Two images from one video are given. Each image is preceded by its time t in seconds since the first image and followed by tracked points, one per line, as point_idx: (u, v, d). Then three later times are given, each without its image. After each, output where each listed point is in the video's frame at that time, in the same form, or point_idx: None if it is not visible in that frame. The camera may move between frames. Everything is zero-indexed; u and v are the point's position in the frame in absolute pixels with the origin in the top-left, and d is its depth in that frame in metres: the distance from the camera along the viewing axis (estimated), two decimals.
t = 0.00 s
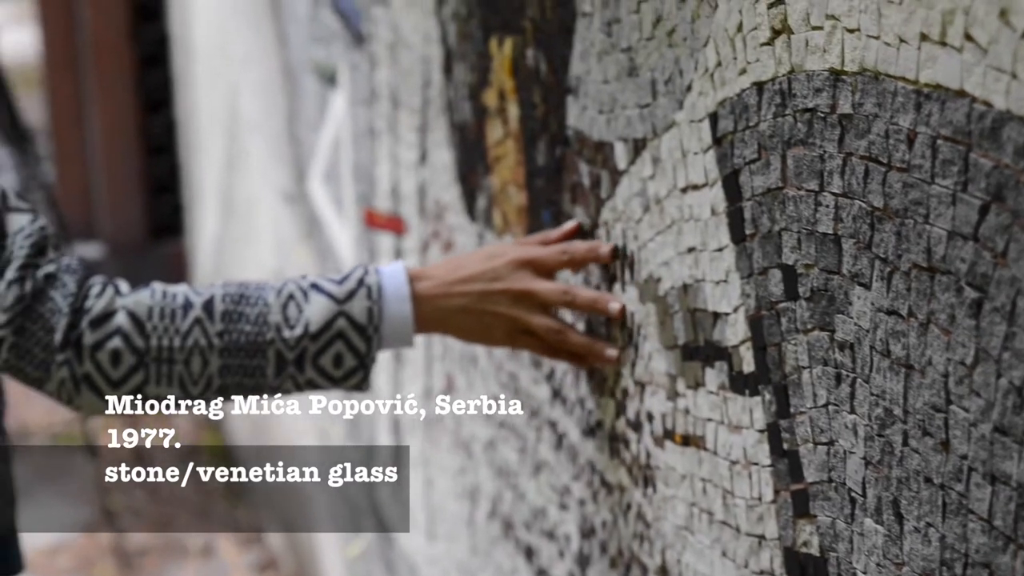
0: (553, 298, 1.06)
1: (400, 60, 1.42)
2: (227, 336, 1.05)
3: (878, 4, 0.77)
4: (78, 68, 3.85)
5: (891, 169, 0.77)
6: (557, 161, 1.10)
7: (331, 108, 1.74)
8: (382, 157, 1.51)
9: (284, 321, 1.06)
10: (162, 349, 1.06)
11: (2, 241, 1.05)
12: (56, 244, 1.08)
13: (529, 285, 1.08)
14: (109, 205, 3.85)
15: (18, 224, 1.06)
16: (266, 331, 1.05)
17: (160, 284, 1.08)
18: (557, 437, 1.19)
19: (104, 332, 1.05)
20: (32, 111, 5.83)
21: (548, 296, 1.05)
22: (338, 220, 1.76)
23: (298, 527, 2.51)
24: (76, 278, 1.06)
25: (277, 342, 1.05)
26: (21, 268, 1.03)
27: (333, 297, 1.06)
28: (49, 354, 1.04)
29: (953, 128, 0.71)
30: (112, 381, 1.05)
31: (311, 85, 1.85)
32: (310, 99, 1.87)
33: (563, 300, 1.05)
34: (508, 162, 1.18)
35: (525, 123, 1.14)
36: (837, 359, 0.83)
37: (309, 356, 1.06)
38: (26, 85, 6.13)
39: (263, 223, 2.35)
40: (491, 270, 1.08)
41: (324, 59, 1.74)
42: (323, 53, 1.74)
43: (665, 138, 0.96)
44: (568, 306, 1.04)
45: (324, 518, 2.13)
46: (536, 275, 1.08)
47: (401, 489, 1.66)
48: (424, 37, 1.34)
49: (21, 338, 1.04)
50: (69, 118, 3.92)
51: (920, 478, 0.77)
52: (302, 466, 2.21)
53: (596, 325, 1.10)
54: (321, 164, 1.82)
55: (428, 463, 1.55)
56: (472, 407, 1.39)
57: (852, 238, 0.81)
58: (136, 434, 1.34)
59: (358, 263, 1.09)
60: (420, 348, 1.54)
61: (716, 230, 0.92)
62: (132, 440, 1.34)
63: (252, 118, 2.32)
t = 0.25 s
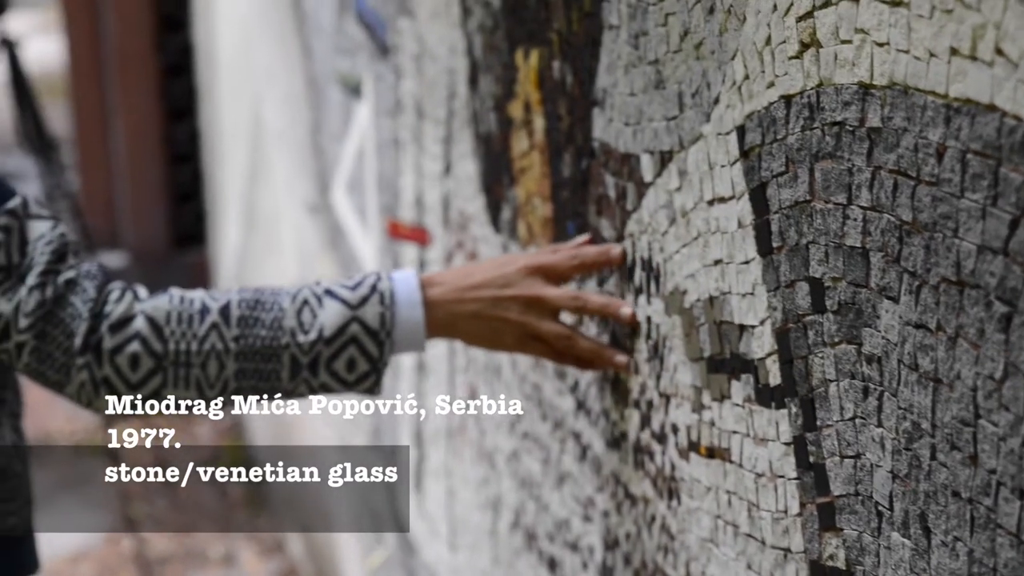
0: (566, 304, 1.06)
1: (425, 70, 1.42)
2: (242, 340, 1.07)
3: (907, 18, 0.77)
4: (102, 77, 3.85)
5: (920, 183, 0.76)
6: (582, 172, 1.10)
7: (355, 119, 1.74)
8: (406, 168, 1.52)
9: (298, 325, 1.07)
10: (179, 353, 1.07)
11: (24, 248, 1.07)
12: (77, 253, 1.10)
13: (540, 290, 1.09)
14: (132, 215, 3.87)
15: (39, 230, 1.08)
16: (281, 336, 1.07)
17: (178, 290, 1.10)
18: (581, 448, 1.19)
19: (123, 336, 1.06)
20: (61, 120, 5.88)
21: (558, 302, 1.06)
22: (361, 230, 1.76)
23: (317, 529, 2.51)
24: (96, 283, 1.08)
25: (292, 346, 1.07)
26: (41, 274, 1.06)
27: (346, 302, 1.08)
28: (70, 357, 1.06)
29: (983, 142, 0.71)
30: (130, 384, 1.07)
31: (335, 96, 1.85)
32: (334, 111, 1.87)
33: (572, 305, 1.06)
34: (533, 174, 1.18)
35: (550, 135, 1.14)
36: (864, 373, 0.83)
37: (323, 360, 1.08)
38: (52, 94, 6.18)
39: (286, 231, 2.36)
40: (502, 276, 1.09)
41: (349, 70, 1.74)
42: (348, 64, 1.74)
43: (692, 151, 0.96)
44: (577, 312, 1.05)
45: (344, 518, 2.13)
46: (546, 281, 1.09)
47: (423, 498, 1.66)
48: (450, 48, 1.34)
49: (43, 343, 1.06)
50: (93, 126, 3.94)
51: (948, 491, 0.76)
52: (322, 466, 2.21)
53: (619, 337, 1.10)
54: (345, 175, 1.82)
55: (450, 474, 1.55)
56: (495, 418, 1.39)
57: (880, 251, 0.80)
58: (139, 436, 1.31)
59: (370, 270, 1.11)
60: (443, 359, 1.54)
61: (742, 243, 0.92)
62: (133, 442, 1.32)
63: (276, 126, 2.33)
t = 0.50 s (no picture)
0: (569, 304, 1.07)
1: (440, 75, 1.42)
2: (250, 335, 1.07)
3: (926, 24, 0.76)
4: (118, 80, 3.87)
5: (938, 189, 0.76)
6: (598, 177, 1.10)
7: (369, 123, 1.74)
8: (421, 172, 1.52)
9: (306, 322, 1.07)
10: (187, 347, 1.07)
11: (35, 245, 1.08)
12: (89, 253, 1.11)
13: (542, 292, 1.09)
14: (144, 219, 3.90)
15: (50, 228, 1.09)
16: (288, 332, 1.07)
17: (187, 286, 1.10)
18: (595, 453, 1.19)
19: (133, 330, 1.07)
20: (77, 125, 5.89)
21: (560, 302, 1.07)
22: (375, 235, 1.76)
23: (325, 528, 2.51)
24: (106, 278, 1.08)
25: (299, 343, 1.07)
26: (53, 269, 1.06)
27: (352, 300, 1.08)
28: (80, 350, 1.06)
29: (1002, 148, 0.71)
30: (140, 378, 1.07)
31: (349, 101, 1.86)
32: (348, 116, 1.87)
33: (574, 305, 1.07)
34: (548, 178, 1.18)
35: (566, 139, 1.14)
36: (881, 379, 0.82)
37: (329, 357, 1.07)
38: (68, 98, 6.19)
39: (300, 234, 2.36)
40: (505, 278, 1.10)
41: (364, 75, 1.74)
42: (363, 69, 1.74)
43: (709, 156, 0.96)
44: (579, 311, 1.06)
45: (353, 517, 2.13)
46: (548, 283, 1.09)
47: (435, 503, 1.66)
48: (465, 53, 1.35)
49: (54, 337, 1.06)
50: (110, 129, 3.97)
51: (965, 498, 0.76)
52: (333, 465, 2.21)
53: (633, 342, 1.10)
54: (359, 180, 1.83)
55: (463, 478, 1.55)
56: (508, 422, 1.39)
57: (897, 257, 0.80)
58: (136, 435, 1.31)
59: (376, 271, 1.11)
60: (457, 363, 1.54)
61: (759, 247, 0.92)
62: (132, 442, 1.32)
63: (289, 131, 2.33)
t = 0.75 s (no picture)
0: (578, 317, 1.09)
1: (461, 84, 1.42)
2: (264, 340, 1.07)
3: (950, 36, 0.76)
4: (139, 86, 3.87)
5: (963, 201, 0.75)
6: (620, 187, 1.10)
7: (389, 131, 1.75)
8: (441, 181, 1.52)
9: (319, 329, 1.07)
10: (203, 351, 1.07)
11: (55, 248, 1.08)
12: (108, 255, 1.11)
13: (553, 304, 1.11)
14: (163, 226, 3.89)
15: (69, 231, 1.09)
16: (302, 338, 1.07)
17: (205, 291, 1.10)
18: (617, 463, 1.19)
19: (150, 331, 1.06)
20: (96, 131, 5.91)
21: (572, 314, 1.09)
22: (395, 244, 1.77)
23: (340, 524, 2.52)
24: (126, 280, 1.08)
25: (312, 349, 1.07)
26: (72, 271, 1.06)
27: (365, 309, 1.08)
28: (97, 350, 1.06)
29: None
30: (156, 378, 1.07)
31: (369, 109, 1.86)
32: (368, 126, 1.87)
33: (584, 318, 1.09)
34: (570, 188, 1.18)
35: (587, 150, 1.14)
36: (905, 391, 0.82)
37: (341, 364, 1.08)
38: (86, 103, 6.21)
39: (319, 241, 2.36)
40: (517, 290, 1.12)
41: (384, 84, 1.74)
42: (382, 78, 1.75)
43: (731, 167, 0.95)
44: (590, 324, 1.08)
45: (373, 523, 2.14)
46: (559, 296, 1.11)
47: (455, 511, 1.66)
48: (486, 63, 1.35)
49: (72, 336, 1.06)
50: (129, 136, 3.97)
51: (991, 511, 0.75)
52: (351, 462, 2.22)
53: (653, 353, 1.10)
54: (379, 188, 1.83)
55: (484, 487, 1.55)
56: (529, 432, 1.39)
57: (921, 269, 0.79)
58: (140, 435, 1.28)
59: (389, 281, 1.11)
60: (477, 372, 1.54)
61: (782, 259, 0.91)
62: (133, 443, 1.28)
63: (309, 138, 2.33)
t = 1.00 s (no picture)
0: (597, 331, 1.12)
1: (486, 97, 1.43)
2: (288, 348, 1.07)
3: (980, 54, 0.74)
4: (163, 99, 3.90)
5: (993, 220, 0.74)
6: (646, 202, 1.10)
7: (414, 144, 1.75)
8: (466, 193, 1.52)
9: (341, 339, 1.08)
10: (227, 357, 1.06)
11: (88, 252, 1.06)
12: (136, 261, 1.09)
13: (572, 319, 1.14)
14: (188, 237, 3.91)
15: (103, 236, 1.06)
16: (325, 346, 1.07)
17: (229, 299, 1.09)
18: (642, 479, 1.18)
19: (177, 337, 1.05)
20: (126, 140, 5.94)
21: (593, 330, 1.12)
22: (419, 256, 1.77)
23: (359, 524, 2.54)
24: (155, 286, 1.07)
25: (334, 358, 1.07)
26: (104, 274, 1.04)
27: (387, 319, 1.09)
28: (124, 352, 1.05)
29: None
30: (180, 383, 1.06)
31: (394, 122, 1.86)
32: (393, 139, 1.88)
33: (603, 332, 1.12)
34: (595, 203, 1.19)
35: (614, 164, 1.15)
36: (934, 410, 0.81)
37: (362, 373, 1.08)
38: (110, 111, 6.23)
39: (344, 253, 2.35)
40: (538, 304, 1.15)
41: (409, 97, 1.75)
42: (408, 90, 1.75)
43: (758, 184, 0.95)
44: (609, 339, 1.11)
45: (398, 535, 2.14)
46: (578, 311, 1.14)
47: (479, 523, 1.66)
48: (512, 76, 1.35)
49: (100, 339, 1.05)
50: (153, 150, 4.00)
51: (1020, 531, 0.73)
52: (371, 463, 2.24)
53: (679, 369, 1.09)
54: (403, 200, 1.83)
55: (509, 500, 1.55)
56: (554, 446, 1.39)
57: (950, 287, 0.78)
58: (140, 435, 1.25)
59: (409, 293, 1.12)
60: (502, 385, 1.54)
61: (810, 276, 0.91)
62: (133, 441, 1.25)
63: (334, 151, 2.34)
